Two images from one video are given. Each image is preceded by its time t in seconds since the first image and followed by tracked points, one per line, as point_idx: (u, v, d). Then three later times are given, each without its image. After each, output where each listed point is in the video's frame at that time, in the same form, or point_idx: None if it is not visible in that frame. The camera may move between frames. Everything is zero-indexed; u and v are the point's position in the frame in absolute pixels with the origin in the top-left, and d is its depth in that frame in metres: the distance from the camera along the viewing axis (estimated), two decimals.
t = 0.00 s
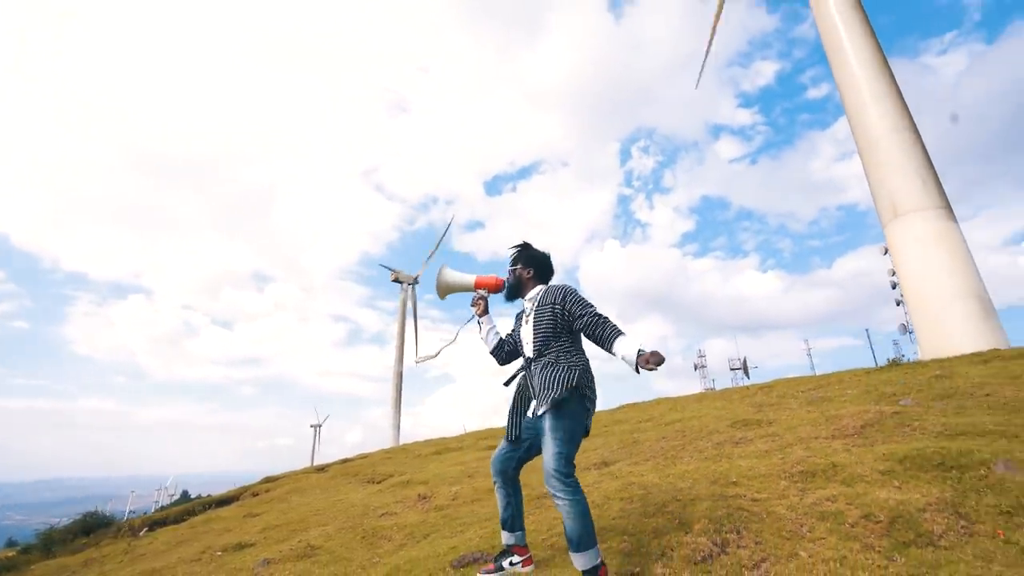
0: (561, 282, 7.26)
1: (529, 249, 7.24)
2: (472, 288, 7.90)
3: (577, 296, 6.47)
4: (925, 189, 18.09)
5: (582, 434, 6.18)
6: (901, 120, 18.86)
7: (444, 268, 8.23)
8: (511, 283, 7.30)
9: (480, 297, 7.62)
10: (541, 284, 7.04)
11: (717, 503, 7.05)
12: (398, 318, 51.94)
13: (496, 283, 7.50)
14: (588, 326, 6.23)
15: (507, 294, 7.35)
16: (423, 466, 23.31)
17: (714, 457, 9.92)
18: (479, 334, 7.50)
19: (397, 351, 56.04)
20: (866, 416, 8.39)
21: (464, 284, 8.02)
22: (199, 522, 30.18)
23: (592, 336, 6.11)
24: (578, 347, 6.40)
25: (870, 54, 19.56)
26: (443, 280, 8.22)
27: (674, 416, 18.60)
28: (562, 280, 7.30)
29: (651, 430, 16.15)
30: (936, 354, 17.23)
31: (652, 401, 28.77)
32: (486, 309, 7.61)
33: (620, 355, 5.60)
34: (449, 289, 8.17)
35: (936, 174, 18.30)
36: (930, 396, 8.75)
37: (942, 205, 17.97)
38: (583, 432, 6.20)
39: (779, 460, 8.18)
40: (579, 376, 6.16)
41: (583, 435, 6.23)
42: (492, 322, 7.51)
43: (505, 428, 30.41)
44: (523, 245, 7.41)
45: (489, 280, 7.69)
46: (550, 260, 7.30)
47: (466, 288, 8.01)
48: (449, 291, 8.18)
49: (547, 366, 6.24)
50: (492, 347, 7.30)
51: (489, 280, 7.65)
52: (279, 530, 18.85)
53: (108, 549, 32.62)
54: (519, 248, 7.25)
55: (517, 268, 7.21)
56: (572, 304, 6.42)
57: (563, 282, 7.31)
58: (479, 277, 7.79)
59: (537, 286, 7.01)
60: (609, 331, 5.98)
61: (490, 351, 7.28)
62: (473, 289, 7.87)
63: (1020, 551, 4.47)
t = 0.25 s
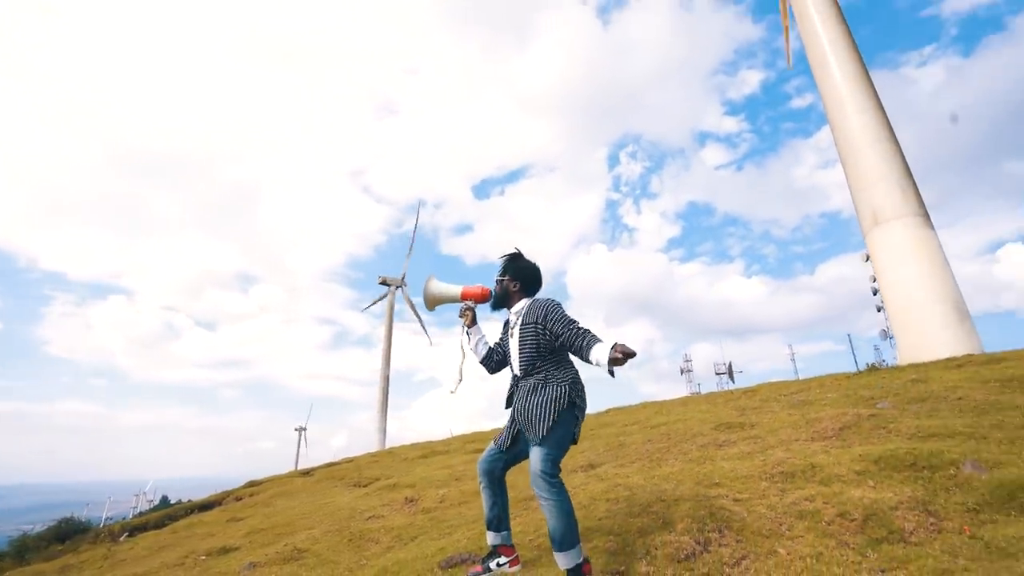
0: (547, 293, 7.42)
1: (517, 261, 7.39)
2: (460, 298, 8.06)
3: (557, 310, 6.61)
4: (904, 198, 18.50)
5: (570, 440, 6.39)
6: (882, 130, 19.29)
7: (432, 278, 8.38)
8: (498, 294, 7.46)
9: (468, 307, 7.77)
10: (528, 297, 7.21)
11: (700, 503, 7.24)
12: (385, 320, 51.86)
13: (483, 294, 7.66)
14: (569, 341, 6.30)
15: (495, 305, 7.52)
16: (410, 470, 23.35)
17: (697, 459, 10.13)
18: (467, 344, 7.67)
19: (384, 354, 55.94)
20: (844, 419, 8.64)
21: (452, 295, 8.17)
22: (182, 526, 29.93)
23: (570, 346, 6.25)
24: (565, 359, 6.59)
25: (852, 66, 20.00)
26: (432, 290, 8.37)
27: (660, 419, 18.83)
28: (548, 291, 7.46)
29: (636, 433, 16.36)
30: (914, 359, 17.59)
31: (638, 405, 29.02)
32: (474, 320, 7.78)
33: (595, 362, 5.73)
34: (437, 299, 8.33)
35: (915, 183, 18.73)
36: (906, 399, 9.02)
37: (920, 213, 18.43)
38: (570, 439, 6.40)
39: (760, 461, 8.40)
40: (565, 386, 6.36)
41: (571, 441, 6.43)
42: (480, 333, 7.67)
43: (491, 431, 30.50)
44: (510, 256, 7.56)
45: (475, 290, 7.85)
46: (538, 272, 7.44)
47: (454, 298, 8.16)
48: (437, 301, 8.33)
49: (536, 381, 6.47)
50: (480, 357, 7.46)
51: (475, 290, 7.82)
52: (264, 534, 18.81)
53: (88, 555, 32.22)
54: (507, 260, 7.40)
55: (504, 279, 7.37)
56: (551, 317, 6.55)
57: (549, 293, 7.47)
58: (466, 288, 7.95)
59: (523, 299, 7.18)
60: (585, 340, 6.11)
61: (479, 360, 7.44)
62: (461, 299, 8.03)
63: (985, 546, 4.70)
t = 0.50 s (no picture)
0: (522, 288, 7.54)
1: (490, 259, 7.50)
2: (442, 297, 8.18)
3: (529, 307, 6.70)
4: (883, 207, 18.94)
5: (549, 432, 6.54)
6: (862, 140, 19.73)
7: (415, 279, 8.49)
8: (477, 292, 7.59)
9: (450, 307, 7.88)
10: (503, 293, 7.34)
11: (685, 501, 7.40)
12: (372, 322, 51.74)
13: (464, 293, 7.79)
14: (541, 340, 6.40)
15: (474, 303, 7.64)
16: (396, 471, 23.33)
17: (682, 459, 10.32)
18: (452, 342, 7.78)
19: (369, 356, 55.75)
20: (825, 420, 8.88)
21: (435, 294, 8.28)
22: (163, 528, 29.60)
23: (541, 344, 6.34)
24: (538, 356, 6.67)
25: (836, 78, 20.43)
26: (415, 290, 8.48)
27: (644, 422, 19.04)
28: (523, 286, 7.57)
29: (622, 435, 16.54)
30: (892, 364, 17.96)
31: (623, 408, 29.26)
32: (457, 319, 7.89)
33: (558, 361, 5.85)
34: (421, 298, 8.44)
35: (894, 192, 19.18)
36: (884, 401, 9.28)
37: (899, 221, 18.86)
38: (549, 432, 6.54)
39: (743, 461, 8.60)
40: (539, 383, 6.48)
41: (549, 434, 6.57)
42: (463, 331, 7.78)
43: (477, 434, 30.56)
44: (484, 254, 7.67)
45: (457, 290, 7.97)
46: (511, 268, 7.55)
47: (436, 297, 8.27)
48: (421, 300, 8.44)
49: (511, 381, 6.57)
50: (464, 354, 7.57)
51: (456, 290, 7.94)
52: (249, 535, 18.71)
53: (65, 558, 31.74)
54: (480, 259, 7.52)
55: (480, 278, 7.49)
56: (524, 316, 6.64)
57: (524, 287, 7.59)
58: (448, 287, 8.08)
59: (499, 296, 7.30)
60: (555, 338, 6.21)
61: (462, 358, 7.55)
62: (443, 298, 8.15)
63: (957, 539, 4.91)
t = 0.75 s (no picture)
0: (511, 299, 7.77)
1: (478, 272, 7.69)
2: (431, 313, 8.34)
3: (528, 312, 6.86)
4: (870, 212, 19.26)
5: (544, 432, 6.64)
6: (850, 147, 20.05)
7: (403, 297, 8.62)
8: (468, 304, 7.72)
9: (440, 322, 8.00)
10: (497, 302, 7.50)
11: (677, 495, 7.54)
12: (363, 322, 51.66)
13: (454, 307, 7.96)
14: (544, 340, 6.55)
15: (466, 314, 7.77)
16: (388, 470, 23.37)
17: (674, 456, 10.48)
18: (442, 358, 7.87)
19: (360, 356, 55.66)
20: (814, 417, 9.07)
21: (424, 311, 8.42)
22: (150, 528, 29.41)
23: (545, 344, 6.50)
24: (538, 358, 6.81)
25: (824, 84, 20.73)
26: (403, 309, 8.61)
27: (635, 421, 19.22)
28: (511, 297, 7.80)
29: (614, 434, 16.71)
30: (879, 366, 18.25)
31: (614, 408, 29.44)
32: (446, 334, 8.01)
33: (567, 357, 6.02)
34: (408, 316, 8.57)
35: (881, 198, 19.51)
36: (872, 399, 9.49)
37: (886, 225, 19.19)
38: (545, 431, 6.64)
39: (733, 457, 8.77)
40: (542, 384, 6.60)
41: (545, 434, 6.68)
42: (453, 346, 7.91)
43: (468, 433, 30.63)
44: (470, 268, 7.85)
45: (446, 305, 8.13)
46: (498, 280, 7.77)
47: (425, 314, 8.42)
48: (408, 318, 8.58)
49: (516, 384, 6.66)
50: (457, 367, 7.66)
51: (446, 305, 8.10)
52: (240, 533, 18.69)
53: (51, 558, 31.45)
54: (469, 272, 7.69)
55: (470, 290, 7.64)
56: (524, 319, 6.80)
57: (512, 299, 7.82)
58: (437, 304, 8.25)
59: (494, 303, 7.45)
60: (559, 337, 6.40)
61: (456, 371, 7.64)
62: (432, 314, 8.31)
63: (941, 527, 5.09)
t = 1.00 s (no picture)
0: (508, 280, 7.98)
1: (471, 261, 7.82)
2: (429, 311, 8.45)
3: (540, 289, 7.12)
4: (863, 212, 19.52)
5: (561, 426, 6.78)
6: (843, 149, 20.32)
7: (397, 302, 8.68)
8: (468, 293, 7.83)
9: (442, 319, 8.09)
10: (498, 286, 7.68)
11: (673, 488, 7.70)
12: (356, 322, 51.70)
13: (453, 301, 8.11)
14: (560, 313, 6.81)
15: (469, 302, 7.89)
16: (382, 469, 23.47)
17: (667, 452, 10.67)
18: (451, 354, 7.95)
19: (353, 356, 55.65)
20: (806, 414, 9.27)
21: (422, 310, 8.51)
22: (143, 526, 29.38)
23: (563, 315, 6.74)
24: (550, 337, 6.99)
25: (818, 89, 21.00)
26: (399, 312, 8.65)
27: (629, 420, 19.41)
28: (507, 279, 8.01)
29: (608, 432, 16.88)
30: (871, 365, 18.47)
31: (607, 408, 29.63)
32: (449, 330, 8.13)
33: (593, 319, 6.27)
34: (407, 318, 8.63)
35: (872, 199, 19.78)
36: (862, 397, 9.70)
37: (877, 227, 19.46)
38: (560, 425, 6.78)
39: (726, 452, 8.95)
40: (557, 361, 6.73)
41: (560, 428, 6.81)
42: (459, 341, 8.02)
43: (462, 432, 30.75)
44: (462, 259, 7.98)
45: (444, 300, 8.28)
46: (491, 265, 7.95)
47: (423, 312, 8.52)
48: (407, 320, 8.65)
49: (531, 358, 6.76)
50: (468, 360, 7.77)
51: (445, 300, 8.25)
52: (235, 530, 18.75)
53: (41, 556, 31.32)
54: (463, 263, 7.81)
55: (470, 279, 7.76)
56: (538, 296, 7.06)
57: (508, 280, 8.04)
58: (434, 300, 8.38)
59: (495, 289, 7.61)
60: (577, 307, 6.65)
61: (467, 364, 7.75)
62: (430, 312, 8.44)
63: (926, 517, 5.27)
